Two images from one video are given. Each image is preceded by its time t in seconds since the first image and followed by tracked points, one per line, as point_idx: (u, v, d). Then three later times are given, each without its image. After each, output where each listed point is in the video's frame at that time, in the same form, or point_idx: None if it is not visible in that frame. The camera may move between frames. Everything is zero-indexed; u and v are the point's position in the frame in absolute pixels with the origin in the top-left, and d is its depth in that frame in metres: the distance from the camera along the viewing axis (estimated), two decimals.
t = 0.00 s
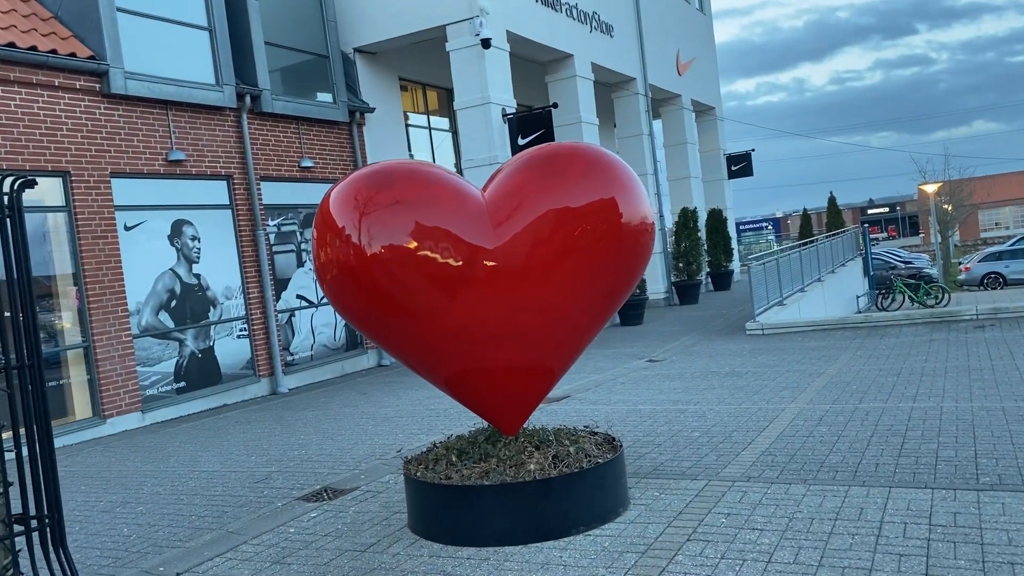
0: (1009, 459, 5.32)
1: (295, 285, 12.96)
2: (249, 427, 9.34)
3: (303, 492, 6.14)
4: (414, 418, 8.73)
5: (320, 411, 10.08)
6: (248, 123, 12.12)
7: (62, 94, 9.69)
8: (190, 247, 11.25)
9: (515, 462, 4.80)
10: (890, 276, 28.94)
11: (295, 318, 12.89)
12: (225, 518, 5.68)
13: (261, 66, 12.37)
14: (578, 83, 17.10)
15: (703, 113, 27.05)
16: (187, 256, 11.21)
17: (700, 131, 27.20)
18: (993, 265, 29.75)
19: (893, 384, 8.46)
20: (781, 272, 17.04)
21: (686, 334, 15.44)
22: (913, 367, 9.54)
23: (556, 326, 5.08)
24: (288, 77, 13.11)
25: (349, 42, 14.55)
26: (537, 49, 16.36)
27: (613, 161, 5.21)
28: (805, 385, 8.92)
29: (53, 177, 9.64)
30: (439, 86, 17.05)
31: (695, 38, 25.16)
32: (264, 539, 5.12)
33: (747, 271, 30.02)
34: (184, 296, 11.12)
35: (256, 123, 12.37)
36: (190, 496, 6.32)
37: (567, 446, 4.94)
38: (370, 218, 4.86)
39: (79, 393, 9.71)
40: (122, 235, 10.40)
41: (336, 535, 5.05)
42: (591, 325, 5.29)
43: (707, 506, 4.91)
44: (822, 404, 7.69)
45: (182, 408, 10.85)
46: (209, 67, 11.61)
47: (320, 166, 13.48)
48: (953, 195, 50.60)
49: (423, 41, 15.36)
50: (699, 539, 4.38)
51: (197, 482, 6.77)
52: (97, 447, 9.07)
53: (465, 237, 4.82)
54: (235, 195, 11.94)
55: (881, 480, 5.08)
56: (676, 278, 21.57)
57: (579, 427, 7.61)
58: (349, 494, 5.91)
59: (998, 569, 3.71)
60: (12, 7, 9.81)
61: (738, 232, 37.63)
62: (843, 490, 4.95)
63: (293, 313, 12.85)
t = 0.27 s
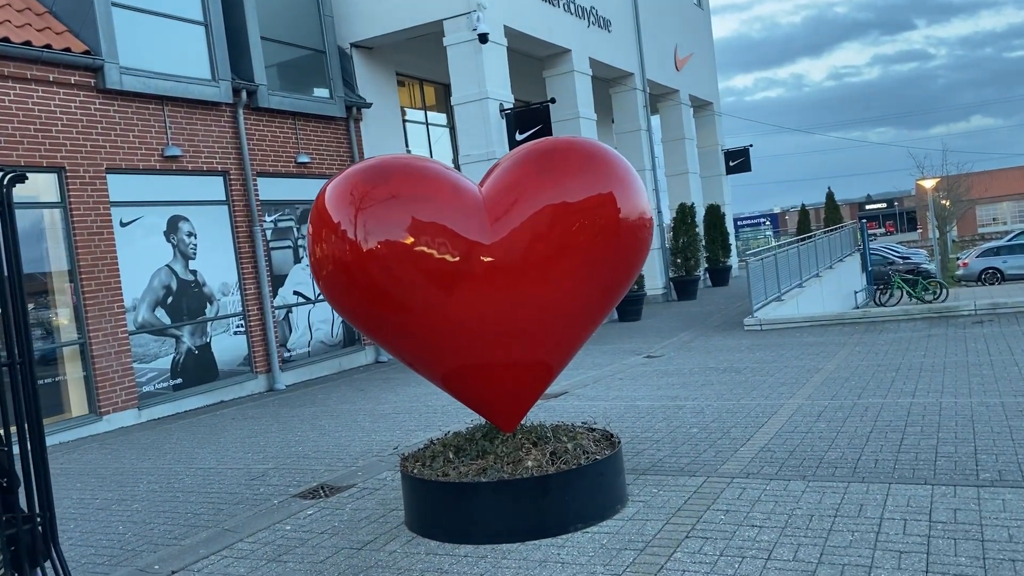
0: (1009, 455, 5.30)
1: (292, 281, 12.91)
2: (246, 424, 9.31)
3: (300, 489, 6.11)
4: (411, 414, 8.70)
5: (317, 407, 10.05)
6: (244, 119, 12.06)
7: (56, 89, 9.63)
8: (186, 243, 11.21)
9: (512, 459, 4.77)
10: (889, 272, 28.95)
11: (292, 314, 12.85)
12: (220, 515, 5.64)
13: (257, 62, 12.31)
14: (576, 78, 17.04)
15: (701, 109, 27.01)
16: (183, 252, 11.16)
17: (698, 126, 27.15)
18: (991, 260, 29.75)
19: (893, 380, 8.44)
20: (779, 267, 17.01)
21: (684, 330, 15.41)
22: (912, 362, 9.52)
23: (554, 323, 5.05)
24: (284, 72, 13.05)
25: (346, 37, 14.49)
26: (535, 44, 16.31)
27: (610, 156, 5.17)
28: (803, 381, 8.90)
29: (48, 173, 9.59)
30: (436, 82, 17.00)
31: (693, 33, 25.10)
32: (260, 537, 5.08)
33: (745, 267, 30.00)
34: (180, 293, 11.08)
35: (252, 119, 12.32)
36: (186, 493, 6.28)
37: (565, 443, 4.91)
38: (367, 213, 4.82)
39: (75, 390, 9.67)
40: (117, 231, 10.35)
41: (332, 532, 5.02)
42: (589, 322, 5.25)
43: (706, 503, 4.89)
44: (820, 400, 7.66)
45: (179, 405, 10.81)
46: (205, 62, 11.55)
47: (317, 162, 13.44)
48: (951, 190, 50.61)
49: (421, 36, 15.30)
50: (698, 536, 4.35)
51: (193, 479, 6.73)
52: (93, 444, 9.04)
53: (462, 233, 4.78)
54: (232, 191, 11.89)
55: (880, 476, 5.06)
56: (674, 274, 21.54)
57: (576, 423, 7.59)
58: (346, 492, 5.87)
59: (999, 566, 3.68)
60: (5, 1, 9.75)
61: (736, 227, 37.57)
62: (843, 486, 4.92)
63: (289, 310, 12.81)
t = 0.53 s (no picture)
0: (1011, 452, 5.24)
1: (288, 276, 12.84)
2: (241, 420, 9.24)
3: (294, 487, 6.04)
4: (408, 410, 8.63)
5: (313, 403, 9.98)
6: (240, 113, 11.97)
7: (49, 82, 9.53)
8: (181, 238, 11.12)
9: (509, 456, 4.70)
10: (887, 267, 28.91)
11: (288, 310, 12.78)
12: (214, 513, 5.58)
13: (253, 55, 12.22)
14: (574, 72, 16.95)
15: (700, 103, 26.93)
16: (178, 247, 11.08)
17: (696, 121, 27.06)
18: (989, 255, 29.72)
19: (892, 375, 8.38)
20: (777, 262, 16.96)
21: (682, 325, 15.35)
22: (911, 358, 9.47)
23: (552, 319, 4.99)
24: (280, 66, 12.96)
25: (342, 30, 14.39)
26: (532, 38, 16.22)
27: (609, 149, 5.10)
28: (802, 377, 8.84)
29: (41, 167, 9.50)
30: (433, 75, 16.91)
31: (691, 27, 24.99)
32: (254, 535, 5.02)
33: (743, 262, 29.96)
34: (175, 288, 11.00)
35: (247, 113, 12.23)
36: (179, 490, 6.22)
37: (562, 440, 4.84)
38: (361, 207, 4.74)
39: (69, 386, 9.58)
40: (112, 225, 10.26)
41: (326, 530, 4.95)
42: (587, 318, 5.19)
43: (705, 500, 4.82)
44: (820, 396, 7.61)
45: (174, 400, 10.74)
46: (200, 55, 11.46)
47: (313, 156, 13.35)
48: (949, 185, 50.56)
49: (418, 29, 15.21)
50: (698, 535, 4.29)
51: (187, 476, 6.66)
52: (87, 440, 8.97)
53: (458, 228, 4.71)
54: (227, 185, 11.81)
55: (881, 474, 5.00)
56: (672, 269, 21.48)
57: (574, 419, 7.53)
58: (341, 489, 5.80)
59: (1003, 566, 3.62)
60: None
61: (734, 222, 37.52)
62: (844, 484, 4.86)
63: (285, 305, 12.74)
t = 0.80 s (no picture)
0: (1017, 451, 5.18)
1: (286, 272, 12.76)
2: (238, 417, 9.17)
3: (291, 485, 5.98)
4: (406, 407, 8.57)
5: (311, 400, 9.91)
6: (237, 108, 11.88)
7: (45, 76, 9.44)
8: (178, 233, 11.04)
9: (509, 455, 4.63)
10: (886, 264, 28.85)
11: (286, 306, 12.71)
12: (210, 512, 5.51)
13: (251, 49, 12.13)
14: (574, 67, 16.86)
15: (699, 99, 26.85)
16: (175, 242, 11.00)
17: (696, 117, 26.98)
18: (988, 252, 29.67)
19: (894, 373, 8.32)
20: (778, 259, 16.89)
21: (682, 322, 15.29)
22: (913, 355, 9.41)
23: (553, 317, 4.92)
24: (278, 60, 12.87)
25: (341, 25, 14.30)
26: (532, 33, 16.13)
27: (611, 144, 5.02)
28: (804, 375, 8.77)
29: (36, 161, 9.42)
30: (432, 70, 16.82)
31: (691, 23, 24.91)
32: (250, 535, 4.95)
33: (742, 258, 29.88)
34: (172, 283, 10.92)
35: (245, 107, 12.14)
36: (175, 489, 6.15)
37: (563, 439, 4.77)
38: (359, 203, 4.67)
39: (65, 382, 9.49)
40: (108, 220, 10.17)
41: (324, 530, 4.89)
42: (588, 316, 5.12)
43: (707, 500, 4.76)
44: (821, 394, 7.55)
45: (171, 397, 10.67)
46: (198, 50, 11.36)
47: (311, 151, 13.26)
48: (948, 182, 50.50)
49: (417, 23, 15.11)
50: (700, 536, 4.22)
51: (183, 474, 6.59)
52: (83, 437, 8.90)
53: (458, 224, 4.64)
54: (224, 180, 11.72)
55: (886, 474, 4.94)
56: (672, 266, 21.41)
57: (574, 417, 7.46)
58: (338, 488, 5.73)
59: (1011, 568, 3.55)
60: None
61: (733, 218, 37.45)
62: (848, 484, 4.80)
63: (283, 301, 12.67)
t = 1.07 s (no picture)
0: None
1: (288, 269, 12.70)
2: (240, 414, 9.12)
3: (293, 485, 5.92)
4: (408, 405, 8.51)
5: (313, 398, 9.86)
6: (239, 103, 11.82)
7: (45, 71, 9.37)
8: (179, 230, 10.98)
9: (515, 456, 4.57)
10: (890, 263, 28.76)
11: (287, 302, 12.65)
12: (211, 511, 5.45)
13: (253, 44, 12.06)
14: (578, 64, 16.77)
15: (703, 97, 26.75)
16: (176, 239, 10.94)
17: (699, 114, 26.87)
18: (992, 251, 29.57)
19: (901, 373, 8.25)
20: (782, 257, 16.82)
21: (685, 320, 15.22)
22: (919, 355, 9.34)
23: (558, 315, 4.85)
24: (280, 56, 12.80)
25: (343, 20, 14.23)
26: (536, 28, 16.04)
27: (618, 140, 4.95)
28: (809, 374, 8.70)
29: (37, 157, 9.36)
30: (435, 66, 16.75)
31: (695, 20, 24.80)
32: (252, 535, 4.89)
33: (746, 256, 29.79)
34: (174, 280, 10.87)
35: (247, 103, 12.07)
36: (176, 488, 6.10)
37: (569, 440, 4.71)
38: (362, 199, 4.60)
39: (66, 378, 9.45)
40: (109, 216, 10.11)
41: (326, 531, 4.83)
42: (594, 314, 5.05)
43: (715, 502, 4.70)
44: (828, 393, 7.47)
45: (173, 394, 10.62)
46: (200, 45, 11.30)
47: (313, 147, 13.20)
48: (951, 180, 50.39)
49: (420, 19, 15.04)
50: (708, 539, 4.16)
51: (184, 473, 6.54)
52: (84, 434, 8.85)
53: (463, 221, 4.57)
54: (226, 176, 11.66)
55: (896, 476, 4.87)
56: (675, 264, 21.34)
57: (577, 416, 7.40)
58: (340, 487, 5.67)
59: None
60: None
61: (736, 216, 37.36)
62: (857, 486, 4.74)
63: (285, 298, 12.61)
